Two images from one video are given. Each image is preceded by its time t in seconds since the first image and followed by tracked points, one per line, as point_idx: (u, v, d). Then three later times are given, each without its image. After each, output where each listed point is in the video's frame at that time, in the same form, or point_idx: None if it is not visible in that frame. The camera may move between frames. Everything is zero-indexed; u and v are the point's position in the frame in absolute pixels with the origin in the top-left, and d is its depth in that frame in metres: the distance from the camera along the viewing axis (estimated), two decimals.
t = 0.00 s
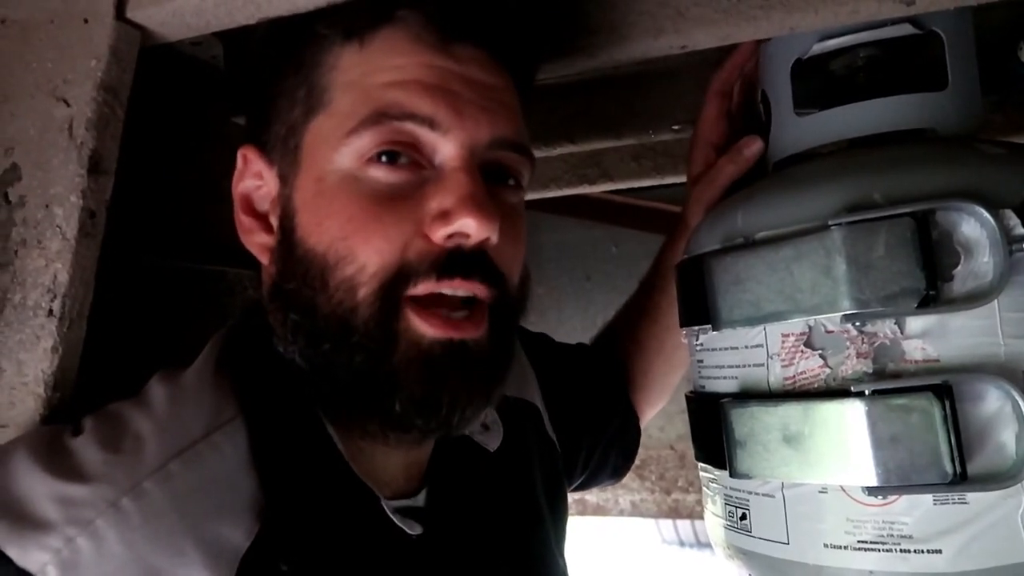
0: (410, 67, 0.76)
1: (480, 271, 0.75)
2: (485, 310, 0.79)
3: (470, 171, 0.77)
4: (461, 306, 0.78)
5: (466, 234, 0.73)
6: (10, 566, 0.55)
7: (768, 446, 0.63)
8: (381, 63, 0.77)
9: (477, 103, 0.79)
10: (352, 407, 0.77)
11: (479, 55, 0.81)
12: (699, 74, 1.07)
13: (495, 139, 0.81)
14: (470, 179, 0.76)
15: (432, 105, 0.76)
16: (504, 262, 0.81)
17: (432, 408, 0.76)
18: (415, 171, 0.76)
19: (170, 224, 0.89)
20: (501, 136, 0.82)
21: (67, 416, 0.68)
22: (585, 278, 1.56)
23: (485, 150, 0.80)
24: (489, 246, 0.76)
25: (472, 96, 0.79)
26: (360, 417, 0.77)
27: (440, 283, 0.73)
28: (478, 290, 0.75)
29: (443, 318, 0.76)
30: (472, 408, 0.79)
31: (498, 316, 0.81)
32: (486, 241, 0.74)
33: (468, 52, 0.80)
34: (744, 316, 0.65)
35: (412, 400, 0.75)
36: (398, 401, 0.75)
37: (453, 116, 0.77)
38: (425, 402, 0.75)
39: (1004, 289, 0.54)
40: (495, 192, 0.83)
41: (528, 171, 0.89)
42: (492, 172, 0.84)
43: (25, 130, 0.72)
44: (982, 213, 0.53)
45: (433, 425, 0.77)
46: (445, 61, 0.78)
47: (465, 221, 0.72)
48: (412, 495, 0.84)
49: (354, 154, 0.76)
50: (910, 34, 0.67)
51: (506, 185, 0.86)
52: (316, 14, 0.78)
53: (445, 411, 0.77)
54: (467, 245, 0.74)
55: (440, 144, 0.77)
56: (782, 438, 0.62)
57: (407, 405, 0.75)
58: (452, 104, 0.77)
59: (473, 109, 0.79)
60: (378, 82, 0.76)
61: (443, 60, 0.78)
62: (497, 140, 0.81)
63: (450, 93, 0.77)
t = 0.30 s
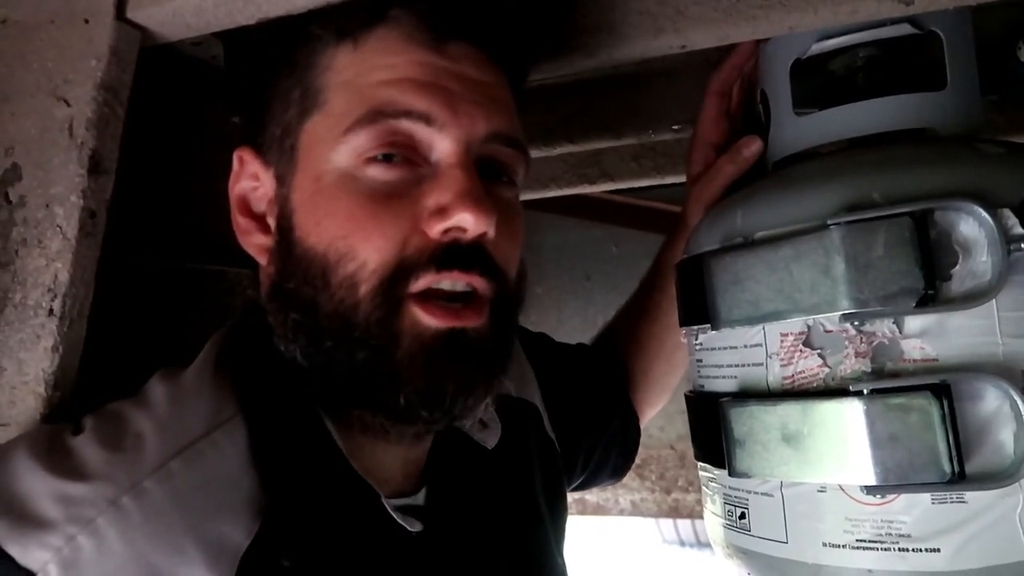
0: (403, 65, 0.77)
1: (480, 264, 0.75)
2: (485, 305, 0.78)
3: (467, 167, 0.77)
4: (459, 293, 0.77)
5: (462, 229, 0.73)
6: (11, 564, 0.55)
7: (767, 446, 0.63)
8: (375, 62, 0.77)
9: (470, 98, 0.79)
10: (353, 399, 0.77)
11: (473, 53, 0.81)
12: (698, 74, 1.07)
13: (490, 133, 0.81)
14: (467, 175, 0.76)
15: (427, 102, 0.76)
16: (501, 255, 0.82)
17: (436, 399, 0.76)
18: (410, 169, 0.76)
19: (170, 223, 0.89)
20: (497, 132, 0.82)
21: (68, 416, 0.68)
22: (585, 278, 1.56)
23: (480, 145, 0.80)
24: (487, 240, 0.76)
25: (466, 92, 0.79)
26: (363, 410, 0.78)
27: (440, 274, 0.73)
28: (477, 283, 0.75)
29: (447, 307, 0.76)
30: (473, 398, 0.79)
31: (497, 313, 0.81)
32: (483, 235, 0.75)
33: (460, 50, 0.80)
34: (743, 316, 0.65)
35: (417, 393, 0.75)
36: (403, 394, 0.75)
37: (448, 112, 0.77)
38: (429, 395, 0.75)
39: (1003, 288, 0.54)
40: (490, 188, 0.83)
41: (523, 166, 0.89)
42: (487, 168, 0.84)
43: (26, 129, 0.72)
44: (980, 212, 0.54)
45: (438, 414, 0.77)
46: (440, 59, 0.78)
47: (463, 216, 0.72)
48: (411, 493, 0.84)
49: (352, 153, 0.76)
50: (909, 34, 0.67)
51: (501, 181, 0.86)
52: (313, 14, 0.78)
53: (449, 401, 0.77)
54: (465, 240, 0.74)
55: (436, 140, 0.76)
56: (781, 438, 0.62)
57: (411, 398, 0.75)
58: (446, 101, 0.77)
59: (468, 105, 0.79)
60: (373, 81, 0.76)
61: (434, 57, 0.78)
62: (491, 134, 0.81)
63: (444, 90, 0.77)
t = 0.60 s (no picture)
0: (408, 67, 0.77)
1: (488, 267, 0.76)
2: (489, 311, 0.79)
3: (473, 168, 0.78)
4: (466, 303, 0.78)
5: (471, 230, 0.73)
6: (15, 565, 0.55)
7: (767, 447, 0.64)
8: (381, 64, 0.77)
9: (477, 100, 0.80)
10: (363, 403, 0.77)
11: (475, 53, 0.81)
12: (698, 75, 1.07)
13: (496, 134, 0.81)
14: (473, 176, 0.77)
15: (434, 104, 0.76)
16: (507, 255, 0.82)
17: (442, 408, 0.77)
18: (417, 170, 0.76)
19: (172, 224, 0.89)
20: (502, 132, 0.82)
21: (69, 417, 0.68)
22: (585, 278, 1.56)
23: (484, 146, 0.80)
24: (495, 242, 0.76)
25: (470, 93, 0.79)
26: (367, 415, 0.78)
27: (448, 275, 0.74)
28: (483, 284, 0.76)
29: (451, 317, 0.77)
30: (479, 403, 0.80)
31: (499, 317, 0.81)
32: (491, 237, 0.75)
33: (464, 51, 0.80)
34: (743, 317, 0.65)
35: (423, 401, 0.76)
36: (409, 402, 0.76)
37: (455, 114, 0.77)
38: (434, 404, 0.76)
39: (1003, 290, 0.54)
40: (496, 188, 0.83)
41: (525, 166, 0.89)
42: (493, 169, 0.84)
43: (27, 130, 0.72)
44: (980, 214, 0.54)
45: (444, 421, 0.78)
46: (445, 61, 0.78)
47: (472, 217, 0.73)
48: (413, 491, 0.84)
49: (358, 155, 0.76)
50: (909, 35, 0.67)
51: (505, 182, 0.86)
52: (313, 15, 0.78)
53: (455, 409, 0.78)
54: (473, 242, 0.74)
55: (442, 141, 0.77)
56: (782, 439, 0.62)
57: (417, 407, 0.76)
58: (452, 102, 0.77)
59: (474, 107, 0.79)
60: (379, 83, 0.77)
61: (438, 59, 0.78)
62: (497, 135, 0.82)
63: (449, 91, 0.77)
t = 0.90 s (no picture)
0: (444, 78, 0.77)
1: (519, 271, 0.79)
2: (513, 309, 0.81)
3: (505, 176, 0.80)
4: (494, 300, 0.80)
5: (508, 237, 0.77)
6: (12, 569, 0.56)
7: (767, 449, 0.63)
8: (386, 67, 0.77)
9: (508, 112, 0.81)
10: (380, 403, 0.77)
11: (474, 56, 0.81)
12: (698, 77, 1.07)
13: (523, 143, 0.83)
14: (506, 184, 0.79)
15: (474, 116, 0.77)
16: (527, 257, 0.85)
17: (480, 397, 0.78)
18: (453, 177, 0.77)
19: (171, 226, 0.89)
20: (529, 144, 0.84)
21: (69, 420, 0.68)
22: (586, 279, 1.56)
23: (512, 158, 0.82)
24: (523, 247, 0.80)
25: (503, 105, 0.81)
26: (386, 413, 0.79)
27: (488, 279, 0.76)
28: (511, 287, 0.79)
29: (484, 314, 0.79)
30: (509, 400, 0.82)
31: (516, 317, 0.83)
32: (522, 243, 0.79)
33: (489, 63, 0.80)
34: (744, 320, 0.65)
35: (463, 392, 0.77)
36: (448, 395, 0.77)
37: (490, 126, 0.78)
38: (474, 395, 0.78)
39: (1004, 292, 0.54)
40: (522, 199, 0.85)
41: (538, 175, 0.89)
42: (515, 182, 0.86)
43: (27, 133, 0.72)
44: (981, 216, 0.54)
45: (479, 414, 0.80)
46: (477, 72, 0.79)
47: (511, 224, 0.76)
48: (414, 495, 0.84)
49: (397, 161, 0.75)
50: (909, 37, 0.67)
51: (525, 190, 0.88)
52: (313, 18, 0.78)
53: (489, 402, 0.79)
54: (507, 247, 0.78)
55: (476, 152, 0.78)
56: (782, 442, 0.62)
57: (456, 399, 0.77)
58: (489, 115, 0.78)
59: (507, 119, 0.80)
60: (416, 91, 0.76)
61: (470, 69, 0.78)
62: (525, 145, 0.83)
63: (486, 103, 0.79)
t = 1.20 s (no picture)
0: (451, 80, 0.77)
1: (525, 273, 0.79)
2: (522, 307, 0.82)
3: (510, 179, 0.79)
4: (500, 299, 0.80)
5: (515, 239, 0.76)
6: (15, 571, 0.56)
7: (767, 452, 0.63)
8: (386, 70, 0.77)
9: (516, 118, 0.81)
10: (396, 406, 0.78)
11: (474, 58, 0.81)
12: (699, 79, 1.07)
13: (530, 147, 0.83)
14: (513, 186, 0.78)
15: (481, 120, 0.77)
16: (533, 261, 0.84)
17: (493, 406, 0.80)
18: (460, 181, 0.77)
19: (171, 229, 0.89)
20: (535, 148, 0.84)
21: (70, 423, 0.68)
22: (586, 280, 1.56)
23: (518, 160, 0.82)
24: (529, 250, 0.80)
25: (510, 111, 0.81)
26: (391, 416, 0.79)
27: (496, 280, 0.76)
28: (518, 288, 0.78)
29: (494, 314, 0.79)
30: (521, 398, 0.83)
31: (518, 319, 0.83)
32: (528, 246, 0.79)
33: (490, 66, 0.80)
34: (744, 323, 0.65)
35: (479, 399, 0.78)
36: (464, 402, 0.78)
37: (496, 127, 0.78)
38: (489, 401, 0.79)
39: (1004, 296, 0.54)
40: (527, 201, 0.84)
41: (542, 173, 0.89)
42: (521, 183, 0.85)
43: (27, 136, 0.72)
44: (981, 220, 0.54)
45: (495, 418, 0.81)
46: (483, 75, 0.79)
47: (518, 228, 0.75)
48: (416, 497, 0.84)
49: (405, 164, 0.76)
50: (910, 40, 0.67)
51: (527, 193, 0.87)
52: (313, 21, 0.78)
53: (505, 404, 0.81)
54: (514, 249, 0.78)
55: (483, 154, 0.78)
56: (782, 445, 0.62)
57: (473, 403, 0.78)
58: (496, 120, 0.79)
59: (514, 124, 0.81)
60: (424, 95, 0.76)
61: (479, 74, 0.78)
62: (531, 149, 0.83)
63: (494, 108, 0.79)
